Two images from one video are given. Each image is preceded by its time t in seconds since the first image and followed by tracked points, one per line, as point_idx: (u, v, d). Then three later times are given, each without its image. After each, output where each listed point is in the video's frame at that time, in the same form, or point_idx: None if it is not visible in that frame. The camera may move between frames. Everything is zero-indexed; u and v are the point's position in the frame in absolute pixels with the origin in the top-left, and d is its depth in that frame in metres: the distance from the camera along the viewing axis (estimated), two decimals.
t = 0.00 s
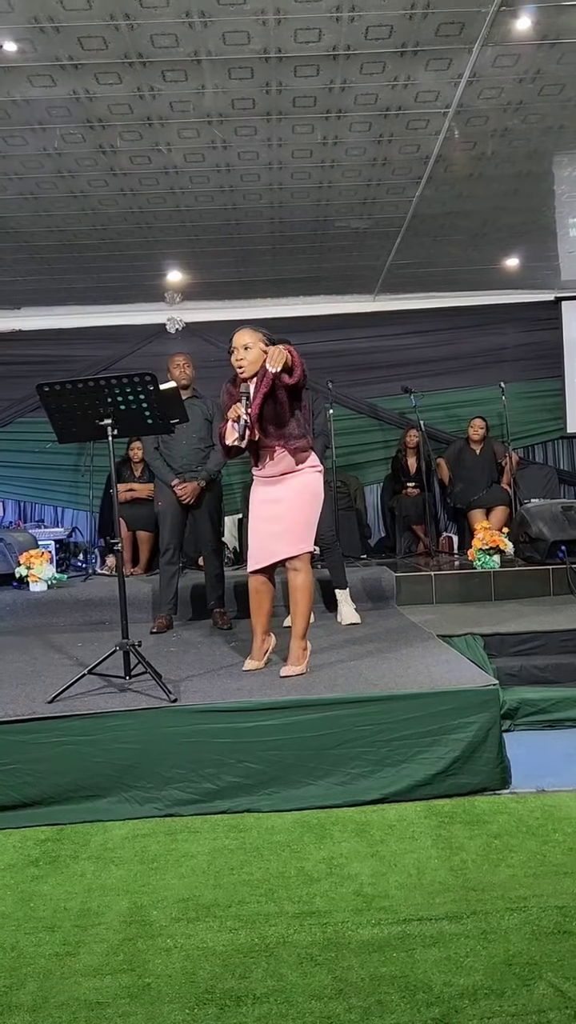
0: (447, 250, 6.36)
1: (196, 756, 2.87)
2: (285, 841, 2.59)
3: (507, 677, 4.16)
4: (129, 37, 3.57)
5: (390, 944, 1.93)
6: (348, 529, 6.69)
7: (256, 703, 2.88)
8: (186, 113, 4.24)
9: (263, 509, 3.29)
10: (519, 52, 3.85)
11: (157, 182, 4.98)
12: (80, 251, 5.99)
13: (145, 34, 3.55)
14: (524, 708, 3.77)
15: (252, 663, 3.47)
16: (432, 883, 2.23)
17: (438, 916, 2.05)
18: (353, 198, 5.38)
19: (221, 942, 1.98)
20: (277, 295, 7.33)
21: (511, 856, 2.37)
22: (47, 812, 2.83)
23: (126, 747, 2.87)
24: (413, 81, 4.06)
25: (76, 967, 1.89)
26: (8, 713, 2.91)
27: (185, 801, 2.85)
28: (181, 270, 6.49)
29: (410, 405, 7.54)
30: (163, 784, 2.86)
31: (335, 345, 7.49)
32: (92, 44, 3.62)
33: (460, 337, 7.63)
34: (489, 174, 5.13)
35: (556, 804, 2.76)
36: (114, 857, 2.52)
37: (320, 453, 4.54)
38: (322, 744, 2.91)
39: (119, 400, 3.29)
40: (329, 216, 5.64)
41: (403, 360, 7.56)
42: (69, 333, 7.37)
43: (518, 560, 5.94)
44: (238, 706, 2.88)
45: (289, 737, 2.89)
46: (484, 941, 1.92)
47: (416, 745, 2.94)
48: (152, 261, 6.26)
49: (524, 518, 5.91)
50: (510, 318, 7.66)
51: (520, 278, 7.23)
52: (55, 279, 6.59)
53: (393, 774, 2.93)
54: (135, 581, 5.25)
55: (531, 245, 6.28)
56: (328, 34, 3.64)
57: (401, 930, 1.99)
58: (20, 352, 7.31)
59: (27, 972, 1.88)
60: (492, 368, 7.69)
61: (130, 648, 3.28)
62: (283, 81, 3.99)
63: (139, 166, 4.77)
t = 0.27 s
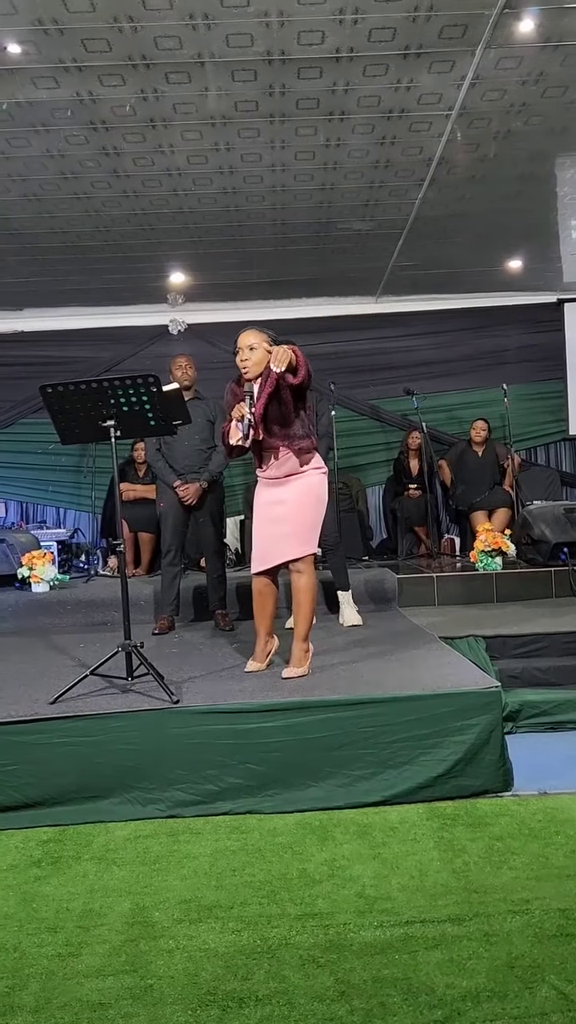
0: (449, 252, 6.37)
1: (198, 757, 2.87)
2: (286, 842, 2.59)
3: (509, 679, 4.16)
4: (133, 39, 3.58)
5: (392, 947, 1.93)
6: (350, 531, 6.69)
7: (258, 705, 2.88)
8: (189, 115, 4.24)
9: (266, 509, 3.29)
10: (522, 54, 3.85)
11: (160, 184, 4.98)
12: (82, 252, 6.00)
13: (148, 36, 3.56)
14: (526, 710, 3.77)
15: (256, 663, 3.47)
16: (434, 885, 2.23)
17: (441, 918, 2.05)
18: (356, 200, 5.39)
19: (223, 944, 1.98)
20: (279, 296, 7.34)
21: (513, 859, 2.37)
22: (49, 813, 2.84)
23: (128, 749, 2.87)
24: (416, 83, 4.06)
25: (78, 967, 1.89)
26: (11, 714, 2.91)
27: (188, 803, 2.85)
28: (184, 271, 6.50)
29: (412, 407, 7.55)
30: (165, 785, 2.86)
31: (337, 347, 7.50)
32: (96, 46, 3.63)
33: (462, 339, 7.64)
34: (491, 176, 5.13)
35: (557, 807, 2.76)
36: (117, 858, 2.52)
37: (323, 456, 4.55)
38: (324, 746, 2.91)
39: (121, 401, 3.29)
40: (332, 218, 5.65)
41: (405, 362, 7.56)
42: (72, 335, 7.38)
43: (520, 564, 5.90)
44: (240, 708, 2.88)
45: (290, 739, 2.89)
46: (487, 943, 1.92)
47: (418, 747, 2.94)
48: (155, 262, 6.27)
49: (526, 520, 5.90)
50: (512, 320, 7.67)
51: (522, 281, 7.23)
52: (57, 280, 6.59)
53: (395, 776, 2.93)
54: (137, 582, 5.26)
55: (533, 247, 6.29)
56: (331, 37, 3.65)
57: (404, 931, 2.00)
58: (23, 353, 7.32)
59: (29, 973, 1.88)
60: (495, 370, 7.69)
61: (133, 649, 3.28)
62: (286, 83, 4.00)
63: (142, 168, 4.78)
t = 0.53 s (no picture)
0: (451, 253, 6.37)
1: (199, 758, 2.87)
2: (287, 844, 2.59)
3: (510, 681, 4.16)
4: (135, 40, 3.58)
5: (393, 948, 1.93)
6: (351, 532, 6.69)
7: (259, 706, 2.88)
8: (191, 116, 4.24)
9: (270, 510, 3.30)
10: (525, 55, 3.85)
11: (162, 184, 4.99)
12: (84, 253, 6.00)
13: (150, 37, 3.56)
14: (527, 712, 3.77)
15: (255, 663, 3.48)
16: (435, 886, 2.23)
17: (441, 919, 2.05)
18: (357, 201, 5.39)
19: (224, 944, 1.99)
20: (281, 297, 7.35)
21: (514, 860, 2.37)
22: (50, 813, 2.84)
23: (130, 749, 2.87)
24: (418, 84, 4.06)
25: (80, 968, 1.90)
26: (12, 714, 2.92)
27: (188, 804, 2.85)
28: (186, 272, 6.50)
29: (413, 408, 7.55)
30: (166, 786, 2.87)
31: (338, 348, 7.50)
32: (98, 47, 3.63)
33: (463, 340, 7.64)
34: (493, 178, 5.13)
35: (559, 809, 2.76)
36: (118, 859, 2.52)
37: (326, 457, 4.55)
38: (326, 747, 2.91)
39: (123, 401, 3.29)
40: (333, 220, 5.65)
41: (406, 363, 7.56)
42: (73, 336, 7.39)
43: (521, 565, 5.89)
44: (241, 708, 2.88)
45: (291, 740, 2.89)
46: (488, 945, 1.92)
47: (419, 748, 2.94)
48: (157, 263, 6.27)
49: (527, 522, 5.91)
50: (513, 321, 7.67)
51: (523, 282, 7.23)
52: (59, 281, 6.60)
53: (396, 777, 2.93)
54: (138, 583, 5.26)
55: (535, 248, 6.29)
56: (334, 38, 3.65)
57: (404, 933, 2.00)
58: (24, 354, 7.33)
59: (30, 973, 1.89)
60: (496, 371, 7.69)
61: (134, 650, 3.28)
62: (288, 84, 4.01)
63: (144, 169, 4.78)
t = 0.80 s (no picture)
0: (451, 254, 6.37)
1: (198, 759, 2.87)
2: (287, 844, 2.59)
3: (509, 681, 4.16)
4: (135, 40, 3.58)
5: (393, 948, 1.93)
6: (352, 533, 6.68)
7: (258, 706, 2.88)
8: (192, 116, 4.24)
9: (270, 510, 3.29)
10: (525, 55, 3.85)
11: (162, 184, 4.99)
12: (85, 253, 6.00)
13: (151, 37, 3.56)
14: (527, 712, 3.77)
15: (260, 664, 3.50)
16: (434, 887, 2.23)
17: (441, 919, 2.05)
18: (358, 201, 5.39)
19: (223, 944, 1.99)
20: (281, 297, 7.36)
21: (514, 860, 2.37)
22: (50, 813, 2.84)
23: (129, 749, 2.87)
24: (419, 84, 4.06)
25: (79, 968, 1.89)
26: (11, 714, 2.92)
27: (188, 804, 2.85)
28: (186, 273, 6.50)
29: (414, 408, 7.55)
30: (165, 786, 2.87)
31: (339, 348, 7.50)
32: (99, 47, 3.63)
33: (464, 341, 7.64)
34: (494, 178, 5.13)
35: (558, 809, 2.76)
36: (117, 859, 2.52)
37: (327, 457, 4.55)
38: (325, 747, 2.91)
39: (123, 401, 3.29)
40: (334, 219, 5.65)
41: (407, 363, 7.56)
42: (73, 336, 7.39)
43: (521, 565, 5.91)
44: (241, 708, 2.88)
45: (291, 740, 2.89)
46: (488, 945, 1.92)
47: (419, 748, 2.94)
48: (157, 264, 6.28)
49: (528, 523, 5.92)
50: (513, 322, 7.67)
51: (524, 282, 7.23)
52: (60, 281, 6.61)
53: (396, 778, 2.92)
54: (138, 583, 5.26)
55: (536, 249, 6.29)
56: (334, 38, 3.65)
57: (404, 933, 2.00)
58: (25, 354, 7.33)
59: (30, 973, 1.89)
60: (497, 371, 7.68)
61: (134, 650, 3.28)
62: (289, 85, 4.01)
63: (145, 169, 4.78)
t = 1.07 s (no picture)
0: (452, 254, 6.37)
1: (198, 759, 2.87)
2: (287, 844, 2.59)
3: (510, 682, 4.15)
4: (137, 40, 3.58)
5: (393, 948, 1.93)
6: (352, 533, 6.68)
7: (258, 706, 2.88)
8: (193, 115, 4.24)
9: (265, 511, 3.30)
10: (526, 55, 3.84)
11: (163, 185, 4.99)
12: (85, 253, 6.00)
13: (152, 37, 3.56)
14: (527, 712, 3.76)
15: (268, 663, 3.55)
16: (434, 887, 2.23)
17: (441, 919, 2.05)
18: (359, 201, 5.38)
19: (223, 944, 1.98)
20: (282, 297, 7.36)
21: (514, 861, 2.37)
22: (50, 813, 2.84)
23: (129, 749, 2.87)
24: (420, 84, 4.06)
25: (79, 968, 1.89)
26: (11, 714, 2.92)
27: (188, 804, 2.85)
28: (187, 273, 6.50)
29: (414, 409, 7.55)
30: (165, 786, 2.86)
31: (339, 348, 7.49)
32: (100, 47, 3.63)
33: (464, 341, 7.64)
34: (495, 178, 5.13)
35: (559, 809, 2.75)
36: (117, 859, 2.52)
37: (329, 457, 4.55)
38: (325, 747, 2.90)
39: (124, 401, 3.29)
40: (335, 220, 5.64)
41: (408, 363, 7.56)
42: (74, 336, 7.39)
43: (521, 566, 5.91)
44: (241, 708, 2.88)
45: (291, 740, 2.89)
46: (487, 945, 1.91)
47: (419, 749, 2.94)
48: (158, 264, 6.28)
49: (528, 523, 5.92)
50: (514, 322, 7.67)
51: (524, 283, 7.23)
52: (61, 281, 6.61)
53: (396, 778, 2.92)
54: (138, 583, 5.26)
55: (536, 249, 6.29)
56: (335, 38, 3.65)
57: (404, 933, 2.00)
58: (25, 354, 7.33)
59: (29, 973, 1.88)
60: (497, 372, 7.68)
61: (134, 650, 3.28)
62: (290, 85, 4.01)
63: (146, 169, 4.78)
